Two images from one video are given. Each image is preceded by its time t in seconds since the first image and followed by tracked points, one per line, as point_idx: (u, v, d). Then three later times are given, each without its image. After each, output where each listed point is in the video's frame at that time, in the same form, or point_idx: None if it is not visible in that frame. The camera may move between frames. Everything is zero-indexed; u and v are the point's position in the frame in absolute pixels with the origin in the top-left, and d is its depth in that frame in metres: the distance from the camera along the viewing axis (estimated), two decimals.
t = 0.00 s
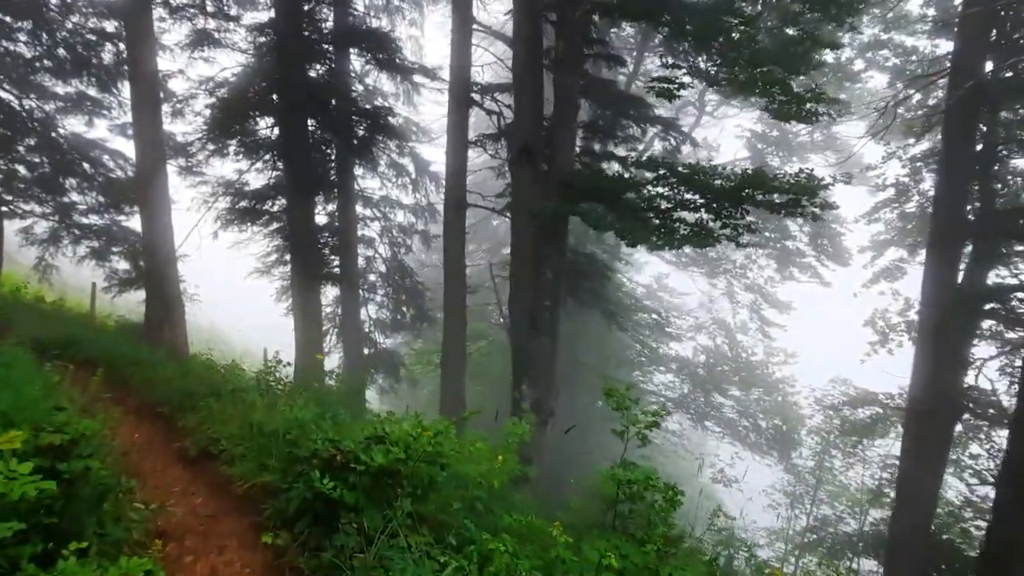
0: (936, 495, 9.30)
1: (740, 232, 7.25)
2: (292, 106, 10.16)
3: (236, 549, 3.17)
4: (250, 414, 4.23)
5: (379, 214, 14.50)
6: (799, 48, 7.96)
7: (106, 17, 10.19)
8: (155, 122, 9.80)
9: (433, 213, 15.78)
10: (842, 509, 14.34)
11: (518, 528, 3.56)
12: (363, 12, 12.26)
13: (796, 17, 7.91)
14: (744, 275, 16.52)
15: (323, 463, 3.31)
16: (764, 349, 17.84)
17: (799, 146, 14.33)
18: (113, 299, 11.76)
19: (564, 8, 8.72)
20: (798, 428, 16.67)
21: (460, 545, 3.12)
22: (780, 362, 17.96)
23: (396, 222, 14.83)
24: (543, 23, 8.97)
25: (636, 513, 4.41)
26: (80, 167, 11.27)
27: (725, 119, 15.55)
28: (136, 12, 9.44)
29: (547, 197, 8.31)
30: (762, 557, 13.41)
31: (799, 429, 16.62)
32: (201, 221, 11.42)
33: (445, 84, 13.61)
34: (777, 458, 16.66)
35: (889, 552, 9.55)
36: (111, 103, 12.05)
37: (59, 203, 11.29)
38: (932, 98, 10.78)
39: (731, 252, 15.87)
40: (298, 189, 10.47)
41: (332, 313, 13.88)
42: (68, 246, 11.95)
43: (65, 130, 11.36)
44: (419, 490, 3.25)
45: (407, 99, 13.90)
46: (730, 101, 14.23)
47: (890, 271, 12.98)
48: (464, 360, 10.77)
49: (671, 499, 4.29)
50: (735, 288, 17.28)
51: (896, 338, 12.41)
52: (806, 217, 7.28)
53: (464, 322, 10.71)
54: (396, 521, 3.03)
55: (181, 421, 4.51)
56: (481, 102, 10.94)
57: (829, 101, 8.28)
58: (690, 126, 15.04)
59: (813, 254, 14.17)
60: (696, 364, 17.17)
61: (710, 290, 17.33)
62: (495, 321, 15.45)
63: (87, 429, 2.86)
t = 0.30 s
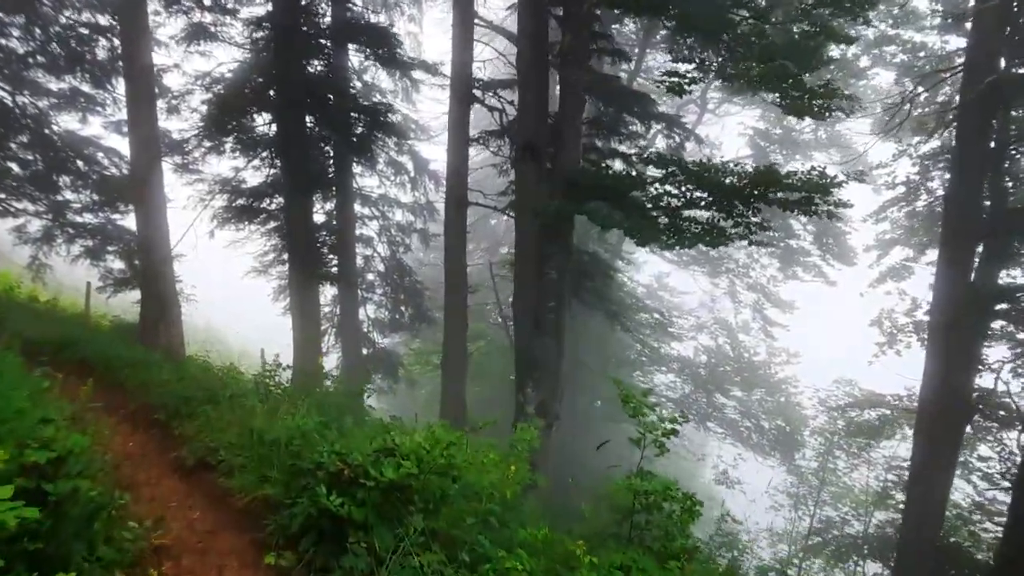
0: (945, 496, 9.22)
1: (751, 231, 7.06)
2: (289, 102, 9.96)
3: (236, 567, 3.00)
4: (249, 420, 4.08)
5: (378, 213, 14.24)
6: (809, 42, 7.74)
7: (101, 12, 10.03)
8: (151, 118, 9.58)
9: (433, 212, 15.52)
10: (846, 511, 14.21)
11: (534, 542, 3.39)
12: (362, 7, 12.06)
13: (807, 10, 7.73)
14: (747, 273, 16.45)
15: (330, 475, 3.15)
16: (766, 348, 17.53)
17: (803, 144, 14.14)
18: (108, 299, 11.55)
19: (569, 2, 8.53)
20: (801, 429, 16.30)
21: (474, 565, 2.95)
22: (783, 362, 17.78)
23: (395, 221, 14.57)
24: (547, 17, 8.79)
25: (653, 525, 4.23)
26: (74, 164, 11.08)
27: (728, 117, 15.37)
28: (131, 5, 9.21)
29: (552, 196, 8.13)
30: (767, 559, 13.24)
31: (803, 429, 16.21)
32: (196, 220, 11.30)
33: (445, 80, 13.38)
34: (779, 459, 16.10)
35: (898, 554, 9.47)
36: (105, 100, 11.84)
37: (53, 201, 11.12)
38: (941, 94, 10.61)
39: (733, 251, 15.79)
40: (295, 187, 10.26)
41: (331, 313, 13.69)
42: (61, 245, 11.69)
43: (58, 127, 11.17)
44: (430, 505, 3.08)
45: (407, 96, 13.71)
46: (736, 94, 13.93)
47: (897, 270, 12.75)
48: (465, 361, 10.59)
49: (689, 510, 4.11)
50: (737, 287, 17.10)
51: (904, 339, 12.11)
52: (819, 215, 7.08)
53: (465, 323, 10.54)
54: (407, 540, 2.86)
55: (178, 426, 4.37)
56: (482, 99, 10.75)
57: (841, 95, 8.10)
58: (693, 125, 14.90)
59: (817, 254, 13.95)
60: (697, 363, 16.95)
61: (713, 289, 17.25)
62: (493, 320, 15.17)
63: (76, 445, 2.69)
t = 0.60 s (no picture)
0: (957, 498, 9.05)
1: (765, 229, 6.83)
2: (290, 97, 9.77)
3: None
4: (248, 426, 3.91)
5: (379, 210, 14.04)
6: (824, 33, 7.51)
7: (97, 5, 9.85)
8: (147, 113, 9.37)
9: (434, 210, 15.30)
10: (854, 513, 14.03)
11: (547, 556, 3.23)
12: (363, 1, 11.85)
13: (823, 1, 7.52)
14: (752, 272, 16.26)
15: (333, 488, 2.99)
16: (771, 347, 17.24)
17: (810, 140, 13.94)
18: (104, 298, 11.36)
19: None
20: (808, 429, 15.97)
21: None
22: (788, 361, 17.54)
23: (395, 219, 14.37)
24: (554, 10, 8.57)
25: (670, 534, 4.05)
26: (69, 160, 10.95)
27: (733, 113, 15.20)
28: None
29: (560, 192, 7.93)
30: (773, 562, 13.06)
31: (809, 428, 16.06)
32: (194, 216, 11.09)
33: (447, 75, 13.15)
34: (784, 459, 15.99)
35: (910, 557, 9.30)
36: (101, 94, 11.67)
37: (47, 199, 11.02)
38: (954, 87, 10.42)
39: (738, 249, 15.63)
40: (295, 184, 10.08)
41: (331, 313, 13.50)
42: (55, 243, 11.48)
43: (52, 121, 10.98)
44: (438, 521, 2.94)
45: (408, 91, 13.53)
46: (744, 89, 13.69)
47: (906, 269, 12.53)
48: (467, 361, 10.43)
49: (709, 520, 3.92)
50: (742, 286, 16.89)
51: (914, 339, 11.92)
52: (836, 213, 6.88)
53: (467, 321, 10.40)
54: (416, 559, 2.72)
55: (174, 431, 4.20)
56: (486, 94, 10.55)
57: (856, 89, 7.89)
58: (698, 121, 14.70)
59: (823, 252, 13.78)
60: (701, 361, 16.67)
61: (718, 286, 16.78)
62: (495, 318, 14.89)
63: (60, 460, 2.60)
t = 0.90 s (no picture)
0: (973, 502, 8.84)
1: (784, 224, 6.64)
2: (290, 91, 9.56)
3: None
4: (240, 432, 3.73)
5: (380, 209, 13.83)
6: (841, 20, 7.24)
7: None
8: (144, 108, 9.17)
9: (436, 208, 15.07)
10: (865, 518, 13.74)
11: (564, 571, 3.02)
12: None
13: None
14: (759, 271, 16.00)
15: (332, 500, 2.80)
16: (779, 347, 16.94)
17: (818, 136, 13.70)
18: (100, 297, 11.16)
19: None
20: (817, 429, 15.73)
21: None
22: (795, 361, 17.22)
23: (397, 218, 14.15)
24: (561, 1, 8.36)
25: (692, 546, 3.81)
26: (64, 158, 10.88)
27: (740, 110, 14.95)
28: None
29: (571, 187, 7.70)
30: (781, 566, 12.81)
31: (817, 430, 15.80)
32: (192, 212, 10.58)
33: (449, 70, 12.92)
34: (792, 460, 15.75)
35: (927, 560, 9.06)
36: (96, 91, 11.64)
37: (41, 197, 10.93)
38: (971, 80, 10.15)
39: (745, 248, 15.39)
40: (295, 181, 9.88)
41: (331, 313, 13.31)
42: (50, 242, 11.34)
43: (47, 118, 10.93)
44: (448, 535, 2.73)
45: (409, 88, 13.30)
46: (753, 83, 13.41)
47: (918, 267, 12.26)
48: (471, 362, 10.22)
49: (734, 530, 3.68)
50: (749, 285, 16.28)
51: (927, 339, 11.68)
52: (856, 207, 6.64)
53: (471, 322, 10.20)
54: None
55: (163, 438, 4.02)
56: (490, 88, 10.33)
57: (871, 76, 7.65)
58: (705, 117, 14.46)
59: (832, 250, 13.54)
60: (706, 361, 16.27)
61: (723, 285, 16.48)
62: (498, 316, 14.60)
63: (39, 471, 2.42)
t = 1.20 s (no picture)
0: (989, 511, 8.61)
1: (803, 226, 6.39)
2: (290, 90, 9.32)
3: None
4: (238, 455, 3.63)
5: (381, 211, 13.59)
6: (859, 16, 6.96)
7: None
8: (140, 109, 8.94)
9: (438, 211, 14.85)
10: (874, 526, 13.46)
11: None
12: None
13: None
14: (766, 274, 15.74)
15: (336, 536, 2.71)
16: (785, 351, 16.68)
17: (827, 137, 13.44)
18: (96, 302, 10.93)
19: None
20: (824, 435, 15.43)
21: None
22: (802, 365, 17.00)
23: (398, 220, 13.90)
24: None
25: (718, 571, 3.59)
26: (58, 159, 10.56)
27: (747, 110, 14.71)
28: None
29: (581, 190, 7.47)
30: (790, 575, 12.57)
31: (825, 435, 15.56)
32: (189, 215, 10.41)
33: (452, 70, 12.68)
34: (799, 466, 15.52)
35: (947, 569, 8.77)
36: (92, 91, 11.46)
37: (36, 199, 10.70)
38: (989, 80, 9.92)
39: (751, 250, 15.14)
40: (296, 184, 9.66)
41: (331, 316, 13.15)
42: (45, 244, 11.20)
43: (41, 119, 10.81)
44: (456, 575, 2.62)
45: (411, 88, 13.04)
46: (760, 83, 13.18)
47: (930, 271, 12.00)
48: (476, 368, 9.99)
49: (764, 555, 3.46)
50: (755, 288, 16.12)
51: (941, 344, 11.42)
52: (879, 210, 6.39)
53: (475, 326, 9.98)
54: None
55: (158, 462, 3.93)
56: (495, 88, 10.11)
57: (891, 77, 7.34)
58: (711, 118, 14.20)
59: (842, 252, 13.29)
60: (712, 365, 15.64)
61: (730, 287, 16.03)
62: (500, 321, 14.33)
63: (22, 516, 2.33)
